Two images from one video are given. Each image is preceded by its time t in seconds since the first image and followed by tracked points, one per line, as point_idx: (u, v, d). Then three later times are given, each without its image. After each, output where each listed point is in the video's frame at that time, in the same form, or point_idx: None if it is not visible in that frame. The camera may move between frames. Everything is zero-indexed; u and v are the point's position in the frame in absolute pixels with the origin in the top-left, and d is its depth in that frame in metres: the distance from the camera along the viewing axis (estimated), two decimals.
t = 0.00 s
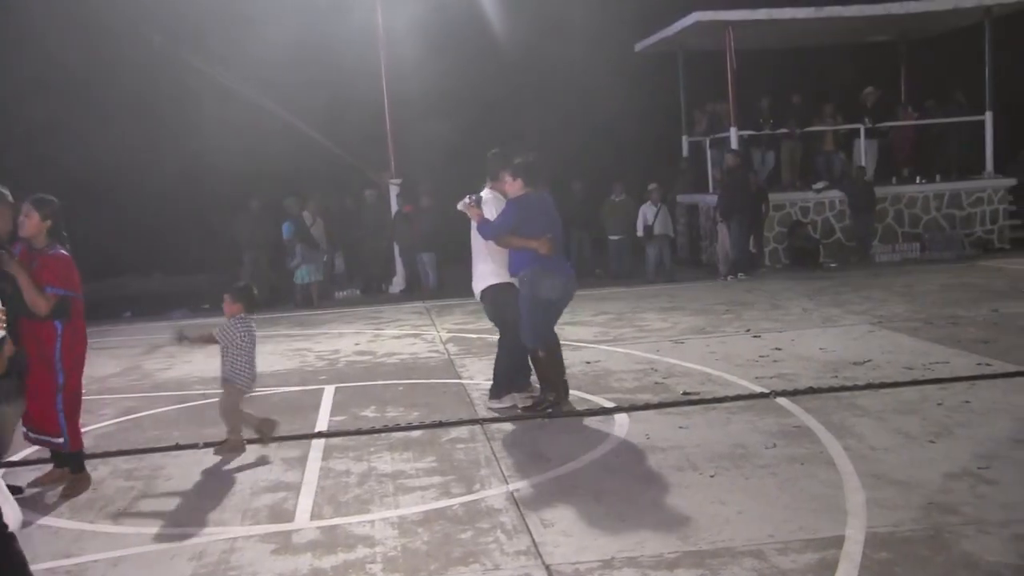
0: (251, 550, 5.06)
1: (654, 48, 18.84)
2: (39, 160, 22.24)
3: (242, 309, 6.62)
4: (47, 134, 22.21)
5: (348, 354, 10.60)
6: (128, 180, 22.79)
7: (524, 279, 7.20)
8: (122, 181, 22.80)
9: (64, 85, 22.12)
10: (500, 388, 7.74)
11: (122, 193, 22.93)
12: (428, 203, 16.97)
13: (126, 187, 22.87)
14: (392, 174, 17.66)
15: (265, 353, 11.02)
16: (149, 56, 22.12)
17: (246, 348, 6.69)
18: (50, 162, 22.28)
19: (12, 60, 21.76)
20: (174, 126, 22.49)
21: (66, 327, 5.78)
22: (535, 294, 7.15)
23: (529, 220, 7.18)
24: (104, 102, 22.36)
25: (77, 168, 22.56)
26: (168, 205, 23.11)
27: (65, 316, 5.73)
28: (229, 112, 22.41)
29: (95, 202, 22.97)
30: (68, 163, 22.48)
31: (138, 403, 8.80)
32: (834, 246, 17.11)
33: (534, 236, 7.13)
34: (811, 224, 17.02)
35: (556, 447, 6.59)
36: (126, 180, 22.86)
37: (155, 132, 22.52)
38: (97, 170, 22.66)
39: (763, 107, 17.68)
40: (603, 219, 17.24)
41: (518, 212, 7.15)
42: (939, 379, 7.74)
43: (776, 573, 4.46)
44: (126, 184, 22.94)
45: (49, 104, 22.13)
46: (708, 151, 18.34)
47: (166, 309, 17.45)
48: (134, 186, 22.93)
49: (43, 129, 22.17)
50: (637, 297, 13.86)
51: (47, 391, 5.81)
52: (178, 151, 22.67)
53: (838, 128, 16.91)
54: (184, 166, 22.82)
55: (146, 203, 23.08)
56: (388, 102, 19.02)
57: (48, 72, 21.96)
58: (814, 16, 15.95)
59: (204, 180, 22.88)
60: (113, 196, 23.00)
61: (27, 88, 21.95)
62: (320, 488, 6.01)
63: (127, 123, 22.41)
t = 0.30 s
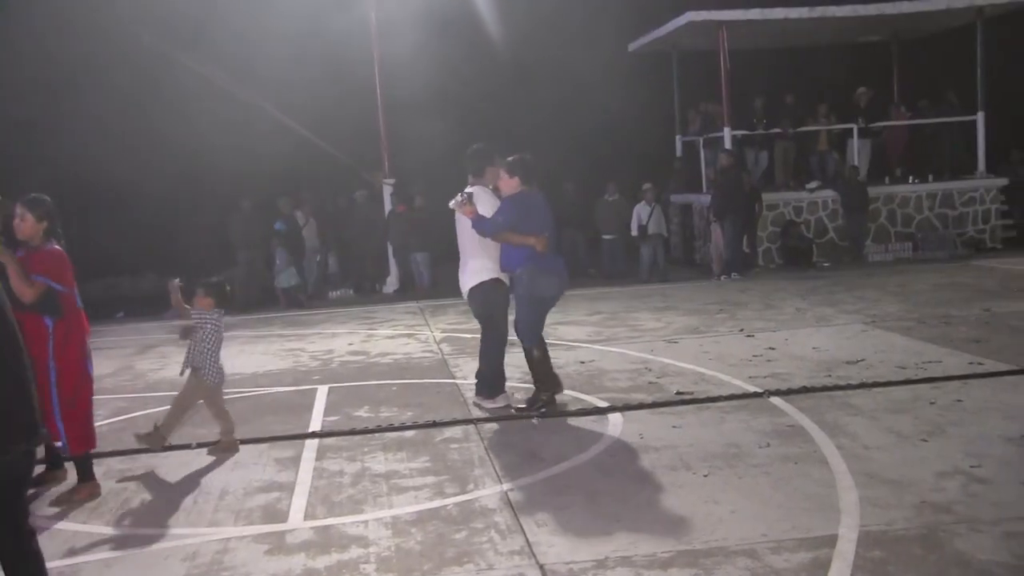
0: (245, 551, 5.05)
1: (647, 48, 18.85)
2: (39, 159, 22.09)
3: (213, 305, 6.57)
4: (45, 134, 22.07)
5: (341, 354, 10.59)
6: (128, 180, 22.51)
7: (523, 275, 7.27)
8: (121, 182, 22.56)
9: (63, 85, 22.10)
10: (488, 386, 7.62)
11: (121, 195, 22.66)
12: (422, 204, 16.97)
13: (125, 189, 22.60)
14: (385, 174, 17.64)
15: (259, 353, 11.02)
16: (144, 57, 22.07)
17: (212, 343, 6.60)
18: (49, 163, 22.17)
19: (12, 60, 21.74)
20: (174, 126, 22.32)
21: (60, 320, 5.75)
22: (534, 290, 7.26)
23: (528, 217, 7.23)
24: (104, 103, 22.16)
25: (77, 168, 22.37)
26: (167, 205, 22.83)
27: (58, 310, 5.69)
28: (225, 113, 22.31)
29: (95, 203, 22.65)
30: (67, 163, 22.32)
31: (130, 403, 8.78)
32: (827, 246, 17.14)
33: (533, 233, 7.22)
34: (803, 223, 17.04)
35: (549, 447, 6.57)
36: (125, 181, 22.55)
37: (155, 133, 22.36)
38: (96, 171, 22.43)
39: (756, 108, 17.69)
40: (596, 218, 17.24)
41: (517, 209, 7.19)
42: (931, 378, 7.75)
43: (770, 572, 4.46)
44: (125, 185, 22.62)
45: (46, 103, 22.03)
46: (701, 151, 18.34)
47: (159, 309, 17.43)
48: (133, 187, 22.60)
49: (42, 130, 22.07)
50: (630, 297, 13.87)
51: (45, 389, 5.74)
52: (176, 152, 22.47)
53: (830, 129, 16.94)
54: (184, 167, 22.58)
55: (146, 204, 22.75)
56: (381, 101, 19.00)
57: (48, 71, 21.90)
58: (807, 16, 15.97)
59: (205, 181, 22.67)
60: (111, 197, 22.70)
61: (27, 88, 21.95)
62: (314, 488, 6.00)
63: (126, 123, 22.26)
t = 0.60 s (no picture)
0: (240, 549, 5.04)
1: (642, 46, 18.87)
2: (38, 160, 21.96)
3: (179, 312, 6.47)
4: (44, 135, 21.95)
5: (337, 352, 10.57)
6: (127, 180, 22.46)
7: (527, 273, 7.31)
8: (119, 182, 22.50)
9: (63, 85, 21.92)
10: (492, 381, 7.68)
11: (120, 195, 22.61)
12: (417, 202, 16.96)
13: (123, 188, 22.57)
14: (380, 172, 17.62)
15: (254, 351, 11.00)
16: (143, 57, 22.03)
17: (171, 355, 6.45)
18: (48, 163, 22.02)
19: (12, 60, 21.53)
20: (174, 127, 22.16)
21: (50, 313, 5.67)
22: (540, 287, 7.32)
23: (533, 218, 7.29)
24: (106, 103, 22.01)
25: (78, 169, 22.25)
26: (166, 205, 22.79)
27: (47, 302, 5.58)
28: (224, 113, 22.31)
29: (95, 203, 22.68)
30: (67, 163, 22.18)
31: (124, 402, 8.77)
32: (822, 244, 17.17)
33: (539, 234, 7.30)
34: (799, 221, 17.05)
35: (545, 445, 6.57)
36: (124, 181, 22.52)
37: (154, 133, 22.28)
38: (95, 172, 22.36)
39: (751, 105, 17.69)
40: (591, 216, 17.24)
41: (523, 211, 7.25)
42: (926, 375, 7.77)
43: (765, 569, 4.46)
44: (124, 185, 22.57)
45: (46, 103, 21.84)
46: (697, 148, 18.34)
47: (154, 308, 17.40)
48: (132, 187, 22.58)
49: (42, 130, 21.92)
50: (625, 295, 13.88)
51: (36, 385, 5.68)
52: (175, 152, 22.41)
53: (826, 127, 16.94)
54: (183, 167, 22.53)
55: (145, 204, 22.79)
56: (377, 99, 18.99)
57: (48, 71, 21.72)
58: (802, 14, 15.99)
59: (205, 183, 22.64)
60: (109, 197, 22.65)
61: (26, 88, 21.73)
62: (309, 487, 6.00)
63: (125, 123, 22.18)
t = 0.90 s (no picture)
0: (236, 547, 5.03)
1: (638, 44, 18.86)
2: (39, 159, 21.83)
3: (154, 309, 6.38)
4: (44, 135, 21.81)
5: (333, 350, 10.56)
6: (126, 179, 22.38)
7: (544, 266, 7.39)
8: (118, 182, 22.39)
9: (63, 85, 21.74)
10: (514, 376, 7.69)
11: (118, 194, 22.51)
12: (413, 199, 16.94)
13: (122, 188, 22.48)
14: (376, 169, 17.57)
15: (250, 348, 10.99)
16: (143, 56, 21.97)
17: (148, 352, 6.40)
18: (48, 163, 21.89)
19: (12, 60, 21.35)
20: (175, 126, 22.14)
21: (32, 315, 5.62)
22: (557, 280, 7.42)
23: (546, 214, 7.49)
24: (106, 104, 21.91)
25: (78, 169, 22.07)
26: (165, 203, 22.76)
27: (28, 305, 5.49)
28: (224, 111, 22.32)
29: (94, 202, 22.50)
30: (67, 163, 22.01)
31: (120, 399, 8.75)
32: (818, 242, 17.18)
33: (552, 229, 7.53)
34: (795, 219, 17.05)
35: (541, 443, 6.57)
36: (123, 181, 22.44)
37: (154, 132, 22.21)
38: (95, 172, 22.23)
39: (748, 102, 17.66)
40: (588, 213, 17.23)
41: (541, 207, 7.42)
42: (921, 373, 7.78)
43: (762, 567, 4.46)
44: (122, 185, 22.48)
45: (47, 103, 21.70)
46: (693, 146, 18.32)
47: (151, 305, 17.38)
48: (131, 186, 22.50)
49: (42, 130, 21.78)
50: (621, 292, 13.88)
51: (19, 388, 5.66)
52: (175, 151, 22.38)
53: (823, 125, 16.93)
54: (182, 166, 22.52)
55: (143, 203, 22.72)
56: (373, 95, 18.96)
57: (48, 71, 21.59)
58: (798, 12, 15.98)
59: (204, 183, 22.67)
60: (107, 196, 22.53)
61: (26, 87, 21.58)
62: (305, 484, 5.99)
63: (124, 123, 22.08)
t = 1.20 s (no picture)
0: (231, 546, 5.02)
1: (634, 42, 18.84)
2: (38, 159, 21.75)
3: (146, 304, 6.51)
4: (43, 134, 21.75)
5: (328, 348, 10.55)
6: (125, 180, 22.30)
7: (556, 263, 7.64)
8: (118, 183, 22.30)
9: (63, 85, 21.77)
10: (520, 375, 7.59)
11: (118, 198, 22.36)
12: (409, 197, 16.91)
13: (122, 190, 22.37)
14: (371, 167, 17.54)
15: (246, 347, 10.97)
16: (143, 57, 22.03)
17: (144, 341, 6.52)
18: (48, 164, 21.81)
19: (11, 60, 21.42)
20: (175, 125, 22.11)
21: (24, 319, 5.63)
22: (568, 277, 7.71)
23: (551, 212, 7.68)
24: (106, 103, 21.91)
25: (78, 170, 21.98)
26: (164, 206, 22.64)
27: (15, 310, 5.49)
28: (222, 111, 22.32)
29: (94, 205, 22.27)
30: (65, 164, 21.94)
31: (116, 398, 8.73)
32: (814, 239, 17.18)
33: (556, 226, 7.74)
34: (791, 217, 17.05)
35: (538, 441, 6.57)
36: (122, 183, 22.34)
37: (154, 132, 22.19)
38: (94, 173, 22.14)
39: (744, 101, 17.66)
40: (584, 211, 17.21)
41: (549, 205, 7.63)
42: (916, 371, 7.79)
43: (757, 564, 4.47)
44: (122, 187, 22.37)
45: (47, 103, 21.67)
46: (688, 143, 18.32)
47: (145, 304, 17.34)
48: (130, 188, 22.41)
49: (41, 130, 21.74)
50: (617, 290, 13.87)
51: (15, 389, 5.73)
52: (175, 152, 22.31)
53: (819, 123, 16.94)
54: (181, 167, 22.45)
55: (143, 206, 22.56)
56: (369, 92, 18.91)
57: (48, 71, 21.62)
58: (794, 10, 15.96)
59: (203, 184, 22.59)
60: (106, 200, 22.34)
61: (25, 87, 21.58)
62: (300, 483, 5.98)
63: (124, 122, 22.04)
